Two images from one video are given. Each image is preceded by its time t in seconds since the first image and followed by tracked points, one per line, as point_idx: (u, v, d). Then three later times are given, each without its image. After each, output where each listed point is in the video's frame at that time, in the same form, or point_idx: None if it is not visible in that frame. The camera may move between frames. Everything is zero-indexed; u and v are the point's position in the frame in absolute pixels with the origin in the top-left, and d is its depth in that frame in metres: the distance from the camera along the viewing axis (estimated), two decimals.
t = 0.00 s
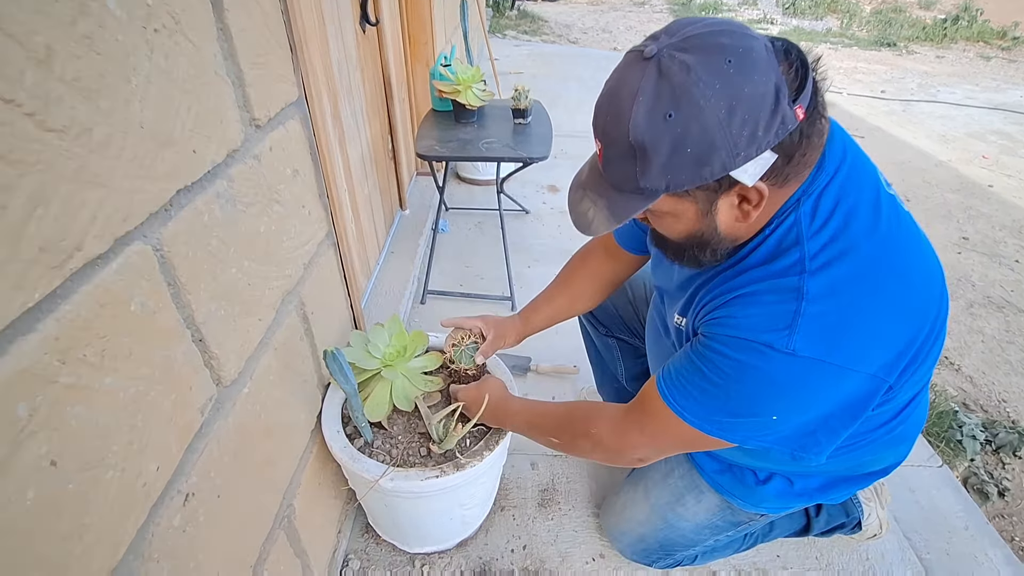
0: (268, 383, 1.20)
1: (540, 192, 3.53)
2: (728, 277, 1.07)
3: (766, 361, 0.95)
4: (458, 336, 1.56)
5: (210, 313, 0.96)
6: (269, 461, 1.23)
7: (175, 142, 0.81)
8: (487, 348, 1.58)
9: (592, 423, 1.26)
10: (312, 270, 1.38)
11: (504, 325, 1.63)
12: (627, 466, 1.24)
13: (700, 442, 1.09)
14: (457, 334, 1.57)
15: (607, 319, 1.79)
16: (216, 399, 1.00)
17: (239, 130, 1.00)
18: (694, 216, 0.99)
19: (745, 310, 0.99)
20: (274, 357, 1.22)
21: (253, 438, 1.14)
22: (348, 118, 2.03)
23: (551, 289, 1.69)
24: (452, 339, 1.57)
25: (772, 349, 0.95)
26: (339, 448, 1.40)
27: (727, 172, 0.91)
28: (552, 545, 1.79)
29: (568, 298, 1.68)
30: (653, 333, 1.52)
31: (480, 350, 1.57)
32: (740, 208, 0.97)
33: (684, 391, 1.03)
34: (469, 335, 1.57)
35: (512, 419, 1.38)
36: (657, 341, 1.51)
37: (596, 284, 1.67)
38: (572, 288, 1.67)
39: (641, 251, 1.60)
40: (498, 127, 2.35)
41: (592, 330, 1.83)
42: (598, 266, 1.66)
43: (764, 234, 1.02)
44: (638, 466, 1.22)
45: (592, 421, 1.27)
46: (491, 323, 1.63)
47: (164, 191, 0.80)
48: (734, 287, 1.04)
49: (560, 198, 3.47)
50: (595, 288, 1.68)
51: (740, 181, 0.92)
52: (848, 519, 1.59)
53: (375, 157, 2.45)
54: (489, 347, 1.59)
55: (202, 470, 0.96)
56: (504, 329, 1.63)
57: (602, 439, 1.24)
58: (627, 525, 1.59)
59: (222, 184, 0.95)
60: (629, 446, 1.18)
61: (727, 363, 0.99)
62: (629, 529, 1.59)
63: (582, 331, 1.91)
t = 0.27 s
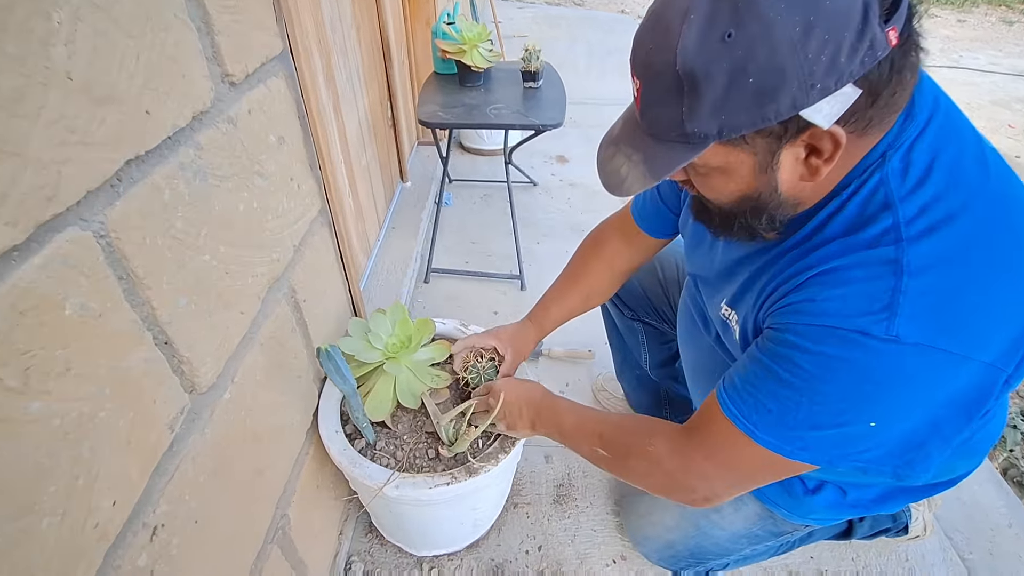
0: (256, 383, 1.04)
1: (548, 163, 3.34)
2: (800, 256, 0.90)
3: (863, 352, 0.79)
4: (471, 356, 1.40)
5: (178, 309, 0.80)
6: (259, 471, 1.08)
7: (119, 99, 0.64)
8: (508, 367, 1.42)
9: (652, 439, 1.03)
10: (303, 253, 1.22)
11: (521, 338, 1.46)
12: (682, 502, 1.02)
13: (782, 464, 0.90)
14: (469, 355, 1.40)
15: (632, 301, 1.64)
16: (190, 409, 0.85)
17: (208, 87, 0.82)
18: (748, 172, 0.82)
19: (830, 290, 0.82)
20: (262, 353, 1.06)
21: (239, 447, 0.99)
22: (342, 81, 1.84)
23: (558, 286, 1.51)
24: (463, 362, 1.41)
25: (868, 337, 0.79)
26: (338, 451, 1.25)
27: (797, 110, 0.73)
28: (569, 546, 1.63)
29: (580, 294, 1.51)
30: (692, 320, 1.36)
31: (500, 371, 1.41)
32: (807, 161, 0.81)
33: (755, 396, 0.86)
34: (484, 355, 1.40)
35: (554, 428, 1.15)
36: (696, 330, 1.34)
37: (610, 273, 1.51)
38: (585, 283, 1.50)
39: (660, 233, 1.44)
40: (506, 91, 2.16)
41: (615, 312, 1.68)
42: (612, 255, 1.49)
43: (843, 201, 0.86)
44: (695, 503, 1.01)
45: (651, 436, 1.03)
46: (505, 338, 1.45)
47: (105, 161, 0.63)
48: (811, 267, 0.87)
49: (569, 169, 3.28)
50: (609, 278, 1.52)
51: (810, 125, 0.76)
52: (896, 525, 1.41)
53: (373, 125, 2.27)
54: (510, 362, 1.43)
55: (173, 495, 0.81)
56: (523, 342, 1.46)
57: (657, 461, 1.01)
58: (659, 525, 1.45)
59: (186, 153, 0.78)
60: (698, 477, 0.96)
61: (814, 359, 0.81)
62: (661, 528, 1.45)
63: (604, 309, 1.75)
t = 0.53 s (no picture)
0: (253, 363, 0.91)
1: (567, 126, 3.16)
2: (901, 223, 0.75)
3: (995, 334, 0.65)
4: (489, 337, 1.23)
5: (151, 280, 0.66)
6: (258, 461, 0.95)
7: (58, 10, 0.50)
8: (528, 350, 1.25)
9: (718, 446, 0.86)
10: (304, 215, 1.08)
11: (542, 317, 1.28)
12: (751, 525, 0.85)
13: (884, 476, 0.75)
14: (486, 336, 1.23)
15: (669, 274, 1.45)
16: (171, 397, 0.72)
17: (183, 8, 0.67)
18: (845, 108, 0.66)
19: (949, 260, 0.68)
20: (259, 329, 0.93)
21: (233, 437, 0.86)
22: (349, 28, 1.68)
23: (576, 251, 1.30)
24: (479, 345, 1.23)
25: (1003, 314, 0.65)
26: (346, 437, 1.11)
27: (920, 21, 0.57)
28: (594, 537, 1.48)
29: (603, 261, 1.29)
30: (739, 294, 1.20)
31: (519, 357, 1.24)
32: (921, 95, 0.64)
33: (849, 392, 0.71)
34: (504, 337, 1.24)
35: (599, 426, 0.99)
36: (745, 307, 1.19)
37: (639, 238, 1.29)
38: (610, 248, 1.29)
39: (698, 195, 1.23)
40: (528, 43, 1.99)
41: (648, 285, 1.50)
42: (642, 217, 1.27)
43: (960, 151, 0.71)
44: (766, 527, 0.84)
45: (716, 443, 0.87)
46: (523, 318, 1.26)
47: (40, 90, 0.49)
48: (921, 231, 0.72)
49: (590, 132, 3.10)
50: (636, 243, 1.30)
51: (934, 48, 0.59)
52: (956, 526, 1.27)
53: (382, 80, 2.10)
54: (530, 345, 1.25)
55: (152, 498, 0.69)
56: (541, 318, 1.27)
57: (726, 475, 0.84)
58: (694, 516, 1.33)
59: (155, 88, 0.64)
60: (779, 497, 0.79)
61: (936, 345, 0.67)
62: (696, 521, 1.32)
63: (633, 281, 1.58)
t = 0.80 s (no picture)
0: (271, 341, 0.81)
1: (602, 93, 3.00)
2: None
3: None
4: (527, 319, 1.13)
5: (149, 245, 0.56)
6: (277, 448, 0.85)
7: None
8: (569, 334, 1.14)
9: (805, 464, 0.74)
10: (326, 177, 0.97)
11: (584, 296, 1.16)
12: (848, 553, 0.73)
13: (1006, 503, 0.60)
14: (524, 318, 1.13)
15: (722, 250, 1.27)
16: (177, 380, 0.62)
17: None
18: (1005, 42, 0.54)
19: None
20: (278, 303, 0.83)
21: (250, 423, 0.77)
22: None
23: (621, 222, 1.18)
24: (516, 327, 1.13)
25: None
26: (371, 423, 1.02)
27: None
28: (632, 532, 1.35)
29: (652, 234, 1.16)
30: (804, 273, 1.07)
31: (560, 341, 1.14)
32: None
33: (971, 398, 0.58)
34: (543, 318, 1.14)
35: (651, 424, 0.88)
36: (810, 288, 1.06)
37: (692, 207, 1.15)
38: (660, 219, 1.15)
39: (766, 157, 1.08)
40: None
41: (696, 263, 1.33)
42: (696, 184, 1.13)
43: None
44: (865, 555, 0.73)
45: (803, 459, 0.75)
46: (563, 296, 1.15)
47: None
48: None
49: (625, 99, 2.94)
50: (689, 212, 1.16)
51: None
52: None
53: (410, 39, 1.97)
54: (569, 326, 1.15)
55: (156, 498, 0.59)
56: (584, 298, 1.16)
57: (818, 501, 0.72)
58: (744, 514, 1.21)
59: (147, 14, 0.53)
60: (887, 523, 0.67)
61: None
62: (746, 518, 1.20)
63: (678, 260, 1.43)
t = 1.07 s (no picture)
0: (241, 319, 0.67)
1: (623, 69, 2.83)
2: None
3: None
4: (546, 300, 0.98)
5: (50, 182, 0.42)
6: (250, 447, 0.72)
7: None
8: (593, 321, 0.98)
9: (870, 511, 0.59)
10: (311, 130, 0.83)
11: (612, 276, 1.00)
12: None
13: None
14: (542, 299, 0.98)
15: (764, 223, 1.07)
16: (101, 363, 0.49)
17: None
18: None
19: None
20: (248, 275, 0.69)
21: (212, 417, 0.63)
22: None
23: (657, 192, 1.02)
24: (532, 310, 0.98)
25: None
26: (364, 416, 0.88)
27: None
28: (661, 540, 1.21)
29: (692, 206, 1.00)
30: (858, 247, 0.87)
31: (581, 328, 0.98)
32: None
33: None
34: (565, 301, 0.98)
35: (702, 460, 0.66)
36: (864, 267, 0.86)
37: (737, 172, 0.98)
38: (700, 188, 0.99)
39: (819, 114, 0.90)
40: None
41: (734, 239, 1.14)
42: (742, 145, 0.96)
43: None
44: None
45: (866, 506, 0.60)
46: (588, 276, 0.99)
47: None
48: None
49: (648, 75, 2.77)
50: (734, 179, 0.99)
51: None
52: None
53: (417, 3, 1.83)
54: (595, 311, 0.97)
55: (70, 512, 0.46)
56: (613, 280, 1.00)
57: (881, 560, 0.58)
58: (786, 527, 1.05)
59: None
60: None
61: None
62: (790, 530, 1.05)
63: (713, 238, 1.25)
